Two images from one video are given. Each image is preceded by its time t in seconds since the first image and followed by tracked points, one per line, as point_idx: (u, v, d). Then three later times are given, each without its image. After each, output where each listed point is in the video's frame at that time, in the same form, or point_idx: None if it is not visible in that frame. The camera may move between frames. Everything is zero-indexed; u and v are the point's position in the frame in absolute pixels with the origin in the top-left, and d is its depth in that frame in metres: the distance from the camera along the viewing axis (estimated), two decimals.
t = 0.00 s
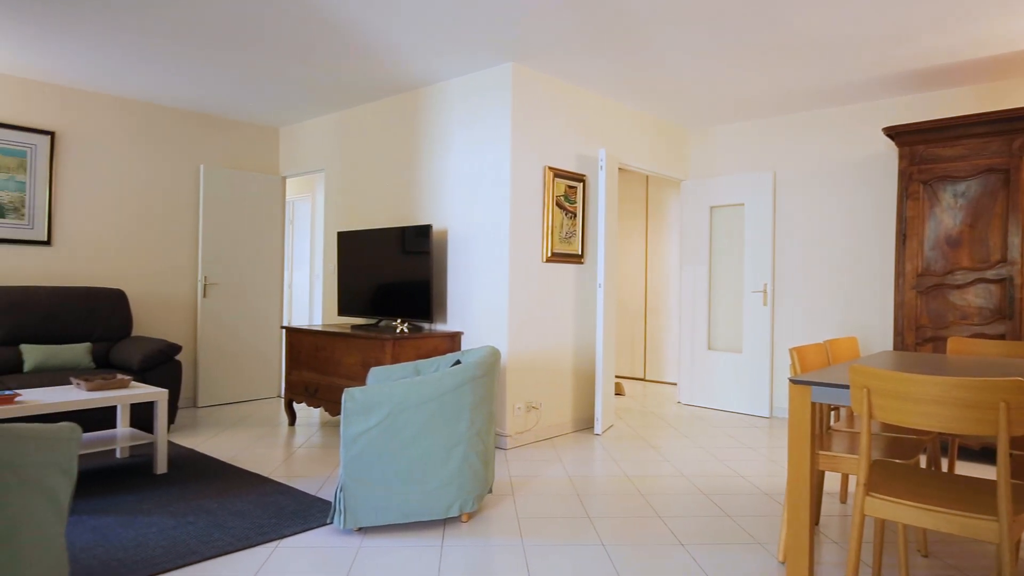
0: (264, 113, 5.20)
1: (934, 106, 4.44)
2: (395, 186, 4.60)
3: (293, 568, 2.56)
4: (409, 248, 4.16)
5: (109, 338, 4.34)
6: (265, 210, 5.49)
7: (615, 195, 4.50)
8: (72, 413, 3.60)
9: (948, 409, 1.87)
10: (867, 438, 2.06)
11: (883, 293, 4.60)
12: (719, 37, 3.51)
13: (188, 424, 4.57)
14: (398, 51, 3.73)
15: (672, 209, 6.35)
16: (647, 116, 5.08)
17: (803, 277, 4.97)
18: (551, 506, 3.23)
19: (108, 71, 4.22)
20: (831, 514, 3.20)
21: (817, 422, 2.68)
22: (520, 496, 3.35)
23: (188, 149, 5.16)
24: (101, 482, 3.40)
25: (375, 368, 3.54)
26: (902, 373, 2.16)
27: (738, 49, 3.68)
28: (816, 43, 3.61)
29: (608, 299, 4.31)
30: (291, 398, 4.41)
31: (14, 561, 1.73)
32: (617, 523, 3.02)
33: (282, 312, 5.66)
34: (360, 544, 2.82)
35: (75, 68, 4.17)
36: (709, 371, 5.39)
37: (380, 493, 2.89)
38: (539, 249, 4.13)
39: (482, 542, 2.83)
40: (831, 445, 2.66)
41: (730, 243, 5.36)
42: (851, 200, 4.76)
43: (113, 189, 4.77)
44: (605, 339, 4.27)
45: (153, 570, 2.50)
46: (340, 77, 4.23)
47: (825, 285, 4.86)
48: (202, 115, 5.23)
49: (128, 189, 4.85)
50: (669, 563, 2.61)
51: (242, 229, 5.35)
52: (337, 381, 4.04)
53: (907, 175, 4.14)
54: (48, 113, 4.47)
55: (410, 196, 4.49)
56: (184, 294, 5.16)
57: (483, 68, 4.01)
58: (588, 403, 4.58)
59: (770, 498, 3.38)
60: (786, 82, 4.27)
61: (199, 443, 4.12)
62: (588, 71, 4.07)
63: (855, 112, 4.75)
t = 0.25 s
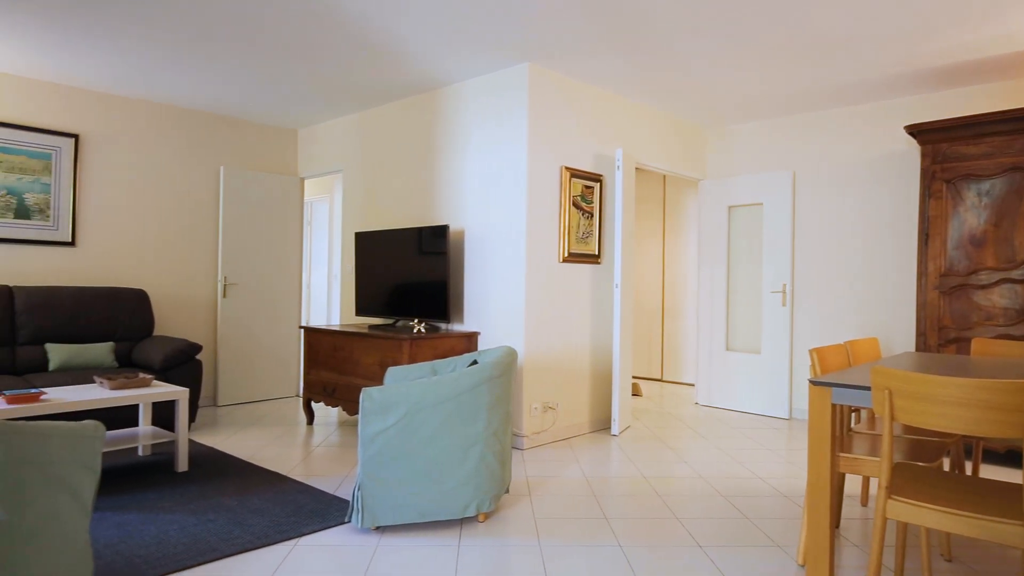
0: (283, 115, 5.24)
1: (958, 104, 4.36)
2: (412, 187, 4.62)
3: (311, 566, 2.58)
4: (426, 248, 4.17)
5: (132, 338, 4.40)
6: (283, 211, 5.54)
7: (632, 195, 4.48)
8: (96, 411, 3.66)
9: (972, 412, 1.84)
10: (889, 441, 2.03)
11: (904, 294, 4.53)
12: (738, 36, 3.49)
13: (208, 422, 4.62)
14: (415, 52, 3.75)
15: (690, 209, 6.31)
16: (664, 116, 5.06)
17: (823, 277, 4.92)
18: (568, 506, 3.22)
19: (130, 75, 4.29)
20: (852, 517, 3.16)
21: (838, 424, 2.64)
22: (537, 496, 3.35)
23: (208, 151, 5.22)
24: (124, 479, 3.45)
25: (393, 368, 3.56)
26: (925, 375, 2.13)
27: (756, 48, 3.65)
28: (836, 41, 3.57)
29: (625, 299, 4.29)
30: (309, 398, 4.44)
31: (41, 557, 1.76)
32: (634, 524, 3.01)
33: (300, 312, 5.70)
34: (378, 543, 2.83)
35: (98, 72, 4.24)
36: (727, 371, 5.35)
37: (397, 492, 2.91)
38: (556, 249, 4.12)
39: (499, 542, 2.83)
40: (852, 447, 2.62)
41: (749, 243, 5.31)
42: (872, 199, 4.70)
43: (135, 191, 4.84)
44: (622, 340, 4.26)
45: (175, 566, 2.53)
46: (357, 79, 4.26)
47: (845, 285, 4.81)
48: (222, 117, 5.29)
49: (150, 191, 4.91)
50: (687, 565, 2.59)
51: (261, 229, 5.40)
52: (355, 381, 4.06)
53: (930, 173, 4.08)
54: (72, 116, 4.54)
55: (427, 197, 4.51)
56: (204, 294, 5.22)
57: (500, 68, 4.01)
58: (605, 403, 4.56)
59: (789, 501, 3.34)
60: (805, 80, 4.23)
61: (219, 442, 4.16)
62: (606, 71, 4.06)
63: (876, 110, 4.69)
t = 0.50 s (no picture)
0: (300, 117, 5.29)
1: (981, 101, 4.29)
2: (428, 187, 4.63)
3: (329, 565, 2.60)
4: (442, 249, 4.18)
5: (153, 337, 4.46)
6: (300, 212, 5.58)
7: (648, 194, 4.46)
8: (118, 409, 3.71)
9: (997, 414, 1.81)
10: (911, 443, 2.00)
11: (926, 294, 4.47)
12: (755, 34, 3.46)
13: (227, 421, 4.67)
14: (431, 53, 3.76)
15: (707, 209, 6.27)
16: (681, 115, 5.03)
17: (842, 277, 4.86)
18: (584, 507, 3.22)
19: (150, 78, 4.34)
20: (872, 520, 3.12)
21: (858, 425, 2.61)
22: (553, 497, 3.34)
23: (227, 153, 5.27)
24: (145, 477, 3.50)
25: (409, 368, 3.58)
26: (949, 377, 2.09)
27: (774, 46, 3.62)
28: (856, 38, 3.53)
29: (641, 300, 4.27)
30: (326, 397, 4.47)
31: (67, 552, 1.80)
32: (652, 526, 2.99)
33: (317, 312, 5.75)
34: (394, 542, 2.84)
35: (120, 75, 4.30)
36: (744, 372, 5.30)
37: (413, 491, 2.91)
38: (572, 249, 4.11)
39: (515, 542, 2.83)
40: (873, 448, 2.59)
41: (767, 243, 5.27)
42: (893, 198, 4.63)
43: (156, 192, 4.90)
44: (638, 340, 4.24)
45: (195, 563, 2.56)
46: (373, 80, 4.28)
47: (865, 285, 4.75)
48: (240, 119, 5.34)
49: (170, 193, 4.97)
50: (706, 567, 2.57)
51: (279, 230, 5.44)
52: (371, 381, 4.08)
53: (952, 172, 4.02)
54: (95, 119, 4.61)
55: (444, 197, 4.52)
56: (223, 294, 5.27)
57: (516, 68, 4.01)
58: (621, 404, 4.55)
59: (809, 503, 3.31)
60: (825, 78, 4.18)
61: (238, 440, 4.20)
62: (622, 70, 4.05)
63: (897, 108, 4.63)
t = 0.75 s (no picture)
0: (316, 118, 5.32)
1: (1003, 98, 4.23)
2: (443, 188, 4.64)
3: (344, 563, 2.61)
4: (457, 249, 4.19)
5: (172, 336, 4.51)
6: (317, 212, 5.62)
7: (664, 194, 4.43)
8: (138, 408, 3.76)
9: (1020, 416, 1.78)
10: (931, 445, 1.97)
11: (946, 294, 4.41)
12: (773, 33, 3.44)
13: (244, 420, 4.71)
14: (446, 54, 3.77)
15: (723, 209, 6.23)
16: (697, 114, 5.00)
17: (861, 277, 4.81)
18: (600, 508, 3.21)
19: (170, 81, 4.40)
20: (892, 523, 3.08)
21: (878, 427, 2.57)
22: (569, 498, 3.34)
23: (244, 154, 5.32)
24: (164, 475, 3.54)
25: (425, 368, 3.59)
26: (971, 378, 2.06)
27: (792, 43, 3.58)
28: (875, 36, 3.49)
29: (657, 300, 4.25)
30: (342, 397, 4.49)
31: (88, 549, 1.82)
32: (668, 527, 2.98)
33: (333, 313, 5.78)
34: (410, 541, 2.85)
35: (140, 78, 4.36)
36: (761, 373, 5.26)
37: (429, 491, 2.92)
38: (587, 249, 4.10)
39: (531, 542, 2.82)
40: (893, 450, 2.55)
41: (784, 243, 5.22)
42: (913, 197, 4.58)
43: (174, 193, 4.96)
44: (654, 341, 4.22)
45: (213, 561, 2.58)
46: (389, 81, 4.30)
47: (884, 285, 4.69)
48: (257, 120, 5.39)
49: (188, 194, 5.03)
50: (723, 569, 2.55)
51: (295, 231, 5.48)
52: (387, 381, 4.10)
53: (974, 170, 3.96)
54: (114, 122, 4.68)
55: (459, 198, 4.53)
56: (241, 294, 5.32)
57: (531, 68, 4.01)
58: (636, 405, 4.53)
59: (827, 505, 3.27)
60: (843, 76, 4.14)
61: (255, 439, 4.24)
62: (638, 70, 4.03)
63: (917, 106, 4.57)
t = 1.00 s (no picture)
0: (332, 119, 5.35)
1: None
2: (458, 188, 4.65)
3: (361, 562, 2.63)
4: (472, 250, 4.20)
5: (190, 336, 4.55)
6: (332, 213, 5.65)
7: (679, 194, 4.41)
8: (157, 407, 3.80)
9: None
10: (952, 447, 1.95)
11: (967, 294, 4.35)
12: (790, 31, 3.41)
13: (261, 419, 4.75)
14: (460, 54, 3.77)
15: (739, 209, 6.19)
16: (713, 114, 4.97)
17: (880, 278, 4.75)
18: (615, 509, 3.20)
19: (188, 83, 4.45)
20: (911, 526, 3.04)
21: (897, 429, 2.53)
22: (584, 498, 3.33)
23: (260, 156, 5.36)
24: (183, 473, 3.58)
25: (440, 368, 3.60)
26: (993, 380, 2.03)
27: (810, 41, 3.55)
28: (895, 33, 3.45)
29: (672, 300, 4.23)
30: (358, 396, 4.52)
31: (109, 545, 1.85)
32: (684, 529, 2.96)
33: (349, 313, 5.81)
34: (426, 541, 2.86)
35: (158, 81, 4.41)
36: (778, 374, 5.22)
37: (444, 490, 2.93)
38: (602, 249, 4.09)
39: (546, 543, 2.82)
40: (914, 452, 2.52)
41: (801, 243, 5.17)
42: (933, 196, 4.52)
43: (192, 194, 5.01)
44: (669, 341, 4.20)
45: (231, 558, 2.61)
46: (404, 82, 4.31)
47: (904, 285, 4.64)
48: (273, 122, 5.43)
49: (206, 195, 5.08)
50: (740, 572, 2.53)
51: (311, 231, 5.52)
52: (402, 380, 4.12)
53: (995, 169, 3.90)
54: (134, 124, 4.73)
55: (473, 198, 4.53)
56: (258, 294, 5.36)
57: (546, 68, 4.01)
58: (652, 405, 4.51)
59: (846, 508, 3.23)
60: (862, 74, 4.10)
61: (272, 438, 4.27)
62: (653, 70, 4.02)
63: (937, 104, 4.51)
